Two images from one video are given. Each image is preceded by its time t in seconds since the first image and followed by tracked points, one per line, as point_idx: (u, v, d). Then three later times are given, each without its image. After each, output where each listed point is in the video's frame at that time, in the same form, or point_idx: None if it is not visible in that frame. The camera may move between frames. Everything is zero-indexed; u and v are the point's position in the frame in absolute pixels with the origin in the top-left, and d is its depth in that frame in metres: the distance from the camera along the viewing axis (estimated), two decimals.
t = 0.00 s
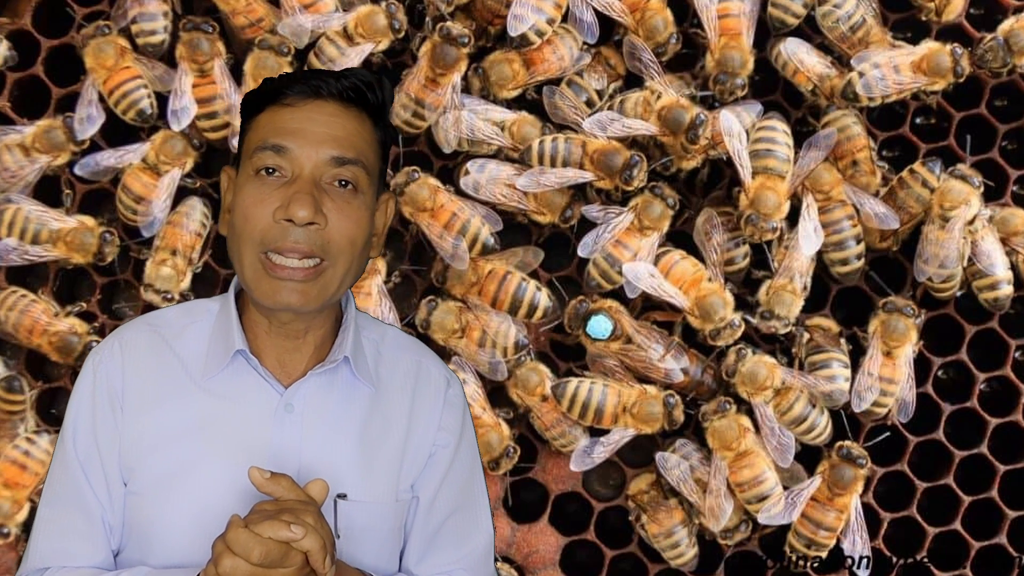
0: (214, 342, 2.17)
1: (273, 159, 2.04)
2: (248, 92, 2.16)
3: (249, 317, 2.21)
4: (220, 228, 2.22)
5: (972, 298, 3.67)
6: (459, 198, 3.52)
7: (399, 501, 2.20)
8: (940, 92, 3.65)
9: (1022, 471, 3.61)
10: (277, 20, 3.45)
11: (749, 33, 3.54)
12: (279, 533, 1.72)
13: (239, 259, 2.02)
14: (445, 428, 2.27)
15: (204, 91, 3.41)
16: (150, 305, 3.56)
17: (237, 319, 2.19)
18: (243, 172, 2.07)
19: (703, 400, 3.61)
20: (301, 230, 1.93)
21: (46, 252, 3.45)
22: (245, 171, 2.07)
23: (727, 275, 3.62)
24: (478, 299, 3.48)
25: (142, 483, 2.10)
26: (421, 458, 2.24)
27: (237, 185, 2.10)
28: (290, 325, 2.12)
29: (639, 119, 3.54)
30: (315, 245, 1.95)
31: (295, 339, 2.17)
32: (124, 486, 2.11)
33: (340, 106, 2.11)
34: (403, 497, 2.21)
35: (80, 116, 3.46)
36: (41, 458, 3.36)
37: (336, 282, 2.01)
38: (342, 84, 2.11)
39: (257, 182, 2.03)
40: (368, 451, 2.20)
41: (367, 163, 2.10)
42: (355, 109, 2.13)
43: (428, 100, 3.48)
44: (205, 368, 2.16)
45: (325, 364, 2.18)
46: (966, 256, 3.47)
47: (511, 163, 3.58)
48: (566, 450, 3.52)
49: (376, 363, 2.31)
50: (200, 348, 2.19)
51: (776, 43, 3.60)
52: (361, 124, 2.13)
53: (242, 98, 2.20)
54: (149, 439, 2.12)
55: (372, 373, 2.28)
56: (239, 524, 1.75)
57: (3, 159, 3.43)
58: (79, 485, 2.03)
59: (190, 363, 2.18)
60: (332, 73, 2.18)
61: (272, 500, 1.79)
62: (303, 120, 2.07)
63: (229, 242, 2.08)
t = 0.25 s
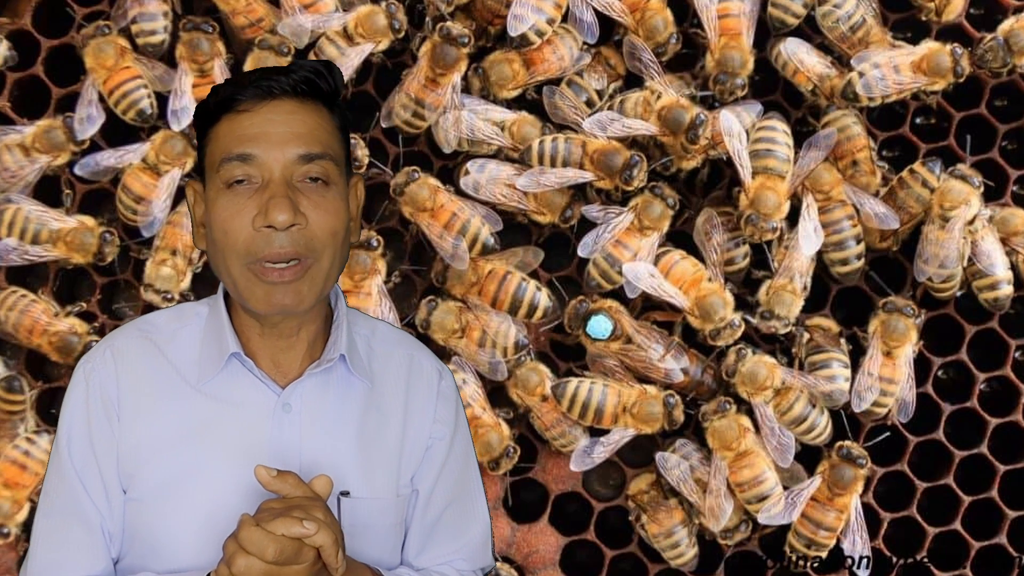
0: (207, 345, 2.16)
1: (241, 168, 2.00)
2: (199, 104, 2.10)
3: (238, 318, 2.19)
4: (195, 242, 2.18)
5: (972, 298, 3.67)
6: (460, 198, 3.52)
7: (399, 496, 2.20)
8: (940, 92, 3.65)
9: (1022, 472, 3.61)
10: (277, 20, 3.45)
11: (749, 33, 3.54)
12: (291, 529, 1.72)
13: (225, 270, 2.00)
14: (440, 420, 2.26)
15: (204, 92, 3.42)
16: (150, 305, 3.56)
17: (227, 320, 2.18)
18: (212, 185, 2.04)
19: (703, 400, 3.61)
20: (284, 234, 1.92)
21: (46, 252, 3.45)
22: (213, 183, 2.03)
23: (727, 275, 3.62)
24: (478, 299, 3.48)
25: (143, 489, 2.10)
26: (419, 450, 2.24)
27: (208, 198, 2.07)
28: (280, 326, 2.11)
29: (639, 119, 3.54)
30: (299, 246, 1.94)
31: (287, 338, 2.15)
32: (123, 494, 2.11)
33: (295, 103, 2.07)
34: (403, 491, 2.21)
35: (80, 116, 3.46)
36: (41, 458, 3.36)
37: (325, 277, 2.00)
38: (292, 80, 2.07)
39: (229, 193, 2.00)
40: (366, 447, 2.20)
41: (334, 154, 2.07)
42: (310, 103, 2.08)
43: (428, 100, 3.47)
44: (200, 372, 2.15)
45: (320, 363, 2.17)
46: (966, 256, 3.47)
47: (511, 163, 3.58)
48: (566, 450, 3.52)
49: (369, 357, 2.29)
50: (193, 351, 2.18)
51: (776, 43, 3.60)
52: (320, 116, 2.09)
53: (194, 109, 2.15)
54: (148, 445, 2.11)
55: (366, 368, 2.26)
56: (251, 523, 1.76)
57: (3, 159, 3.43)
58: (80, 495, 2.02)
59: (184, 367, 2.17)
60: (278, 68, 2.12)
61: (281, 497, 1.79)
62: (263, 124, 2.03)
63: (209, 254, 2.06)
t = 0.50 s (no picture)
0: (197, 349, 2.14)
1: (221, 166, 2.00)
2: (181, 103, 2.10)
3: (226, 320, 2.17)
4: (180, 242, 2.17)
5: (972, 298, 3.67)
6: (460, 198, 3.52)
7: (396, 492, 2.20)
8: (940, 92, 3.65)
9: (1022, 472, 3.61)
10: (277, 20, 3.45)
11: (749, 33, 3.54)
12: (298, 534, 1.72)
13: (208, 269, 2.00)
14: (431, 412, 2.26)
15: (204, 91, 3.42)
16: (150, 305, 3.56)
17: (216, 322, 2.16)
18: (194, 184, 2.03)
19: (703, 400, 3.60)
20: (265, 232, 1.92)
21: (46, 252, 3.45)
22: (196, 182, 2.03)
23: (727, 275, 3.62)
24: (478, 299, 3.48)
25: (138, 498, 2.07)
26: (411, 444, 2.24)
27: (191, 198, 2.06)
28: (266, 326, 2.10)
29: (639, 119, 3.54)
30: (281, 244, 1.94)
31: (275, 339, 2.13)
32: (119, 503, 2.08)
33: (276, 100, 2.06)
34: (399, 486, 2.21)
35: (80, 116, 3.46)
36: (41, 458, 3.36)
37: (308, 276, 2.00)
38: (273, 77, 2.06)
39: (210, 192, 2.00)
40: (361, 444, 2.19)
41: (316, 151, 2.07)
42: (292, 100, 2.08)
43: (428, 100, 3.47)
44: (190, 376, 2.13)
45: (311, 362, 2.16)
46: (966, 256, 3.47)
47: (511, 163, 3.58)
48: (566, 450, 3.52)
49: (357, 352, 2.28)
50: (182, 355, 2.16)
51: (776, 43, 3.60)
52: (302, 113, 2.08)
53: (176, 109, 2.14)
54: (141, 452, 2.08)
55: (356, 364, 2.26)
56: (256, 528, 1.75)
57: (4, 159, 3.43)
58: (74, 508, 1.99)
59: (174, 372, 2.14)
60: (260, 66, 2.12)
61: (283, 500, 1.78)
62: (244, 122, 2.02)
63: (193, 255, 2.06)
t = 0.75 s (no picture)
0: (178, 353, 2.15)
1: (198, 168, 2.00)
2: (153, 106, 2.10)
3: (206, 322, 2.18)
4: (156, 244, 2.18)
5: (972, 298, 3.67)
6: (460, 198, 3.52)
7: (384, 481, 2.24)
8: (940, 92, 3.65)
9: (1022, 472, 3.61)
10: (277, 20, 3.45)
11: (749, 33, 3.54)
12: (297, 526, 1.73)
13: (188, 270, 2.00)
14: (414, 400, 2.29)
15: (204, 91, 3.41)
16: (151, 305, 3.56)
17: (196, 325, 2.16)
18: (170, 187, 2.04)
19: (703, 400, 3.61)
20: (246, 232, 1.93)
21: (46, 252, 3.45)
22: (172, 184, 2.03)
23: (727, 275, 3.62)
24: (478, 299, 3.49)
25: (128, 506, 2.10)
26: (397, 433, 2.27)
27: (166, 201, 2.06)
28: (248, 326, 2.11)
29: (639, 119, 3.54)
30: (262, 243, 1.94)
31: (256, 338, 2.15)
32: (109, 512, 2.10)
33: (249, 100, 2.07)
34: (387, 475, 2.25)
35: (80, 116, 3.46)
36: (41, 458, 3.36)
37: (289, 273, 2.00)
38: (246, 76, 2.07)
39: (188, 194, 2.00)
40: (347, 437, 2.22)
41: (291, 149, 2.08)
42: (265, 99, 2.09)
43: (428, 100, 3.47)
44: (172, 381, 2.14)
45: (292, 358, 2.19)
46: (966, 256, 3.47)
47: (511, 163, 3.58)
48: (566, 450, 3.52)
49: (338, 345, 2.31)
50: (163, 360, 2.16)
51: (776, 43, 3.60)
52: (275, 112, 2.10)
53: (147, 112, 2.14)
54: (128, 460, 2.10)
55: (337, 357, 2.28)
56: (254, 525, 1.75)
57: (4, 159, 3.43)
58: (65, 520, 2.01)
59: (156, 377, 2.15)
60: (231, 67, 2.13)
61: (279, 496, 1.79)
62: (218, 122, 2.03)
63: (172, 257, 2.06)
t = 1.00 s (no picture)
0: (169, 350, 2.15)
1: (185, 166, 2.01)
2: (141, 105, 2.11)
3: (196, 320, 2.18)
4: (148, 244, 2.18)
5: (972, 298, 3.67)
6: (460, 198, 3.52)
7: (376, 479, 2.24)
8: (940, 92, 3.65)
9: (1022, 472, 3.61)
10: (277, 20, 3.45)
11: (749, 33, 3.54)
12: (284, 517, 1.73)
13: (177, 268, 2.01)
14: (405, 399, 2.29)
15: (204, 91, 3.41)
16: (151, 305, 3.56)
17: (186, 322, 2.17)
18: (158, 185, 2.04)
19: (703, 400, 3.61)
20: (231, 228, 1.92)
21: (46, 252, 3.45)
22: (160, 183, 2.04)
23: (727, 275, 3.62)
24: (478, 299, 3.49)
25: (121, 504, 2.10)
26: (388, 432, 2.27)
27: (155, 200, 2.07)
28: (237, 324, 2.11)
29: (639, 119, 3.54)
30: (248, 239, 1.94)
31: (246, 335, 2.14)
32: (101, 511, 2.11)
33: (235, 98, 2.07)
34: (379, 474, 2.25)
35: (80, 116, 3.46)
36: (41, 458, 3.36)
37: (277, 269, 2.00)
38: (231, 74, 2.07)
39: (175, 191, 2.00)
40: (338, 435, 2.23)
41: (277, 147, 2.08)
42: (251, 97, 2.09)
43: (428, 100, 3.47)
44: (164, 379, 2.14)
45: (282, 356, 2.19)
46: (966, 256, 3.47)
47: (511, 163, 3.58)
48: (566, 450, 3.52)
49: (328, 344, 2.31)
50: (154, 358, 2.16)
51: (776, 43, 3.60)
52: (261, 111, 2.10)
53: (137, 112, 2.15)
54: (120, 458, 2.10)
55: (327, 355, 2.28)
56: (241, 515, 1.75)
57: (4, 159, 3.43)
58: (57, 518, 2.01)
59: (147, 375, 2.15)
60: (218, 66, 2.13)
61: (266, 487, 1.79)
62: (204, 120, 2.03)
63: (161, 256, 2.06)
